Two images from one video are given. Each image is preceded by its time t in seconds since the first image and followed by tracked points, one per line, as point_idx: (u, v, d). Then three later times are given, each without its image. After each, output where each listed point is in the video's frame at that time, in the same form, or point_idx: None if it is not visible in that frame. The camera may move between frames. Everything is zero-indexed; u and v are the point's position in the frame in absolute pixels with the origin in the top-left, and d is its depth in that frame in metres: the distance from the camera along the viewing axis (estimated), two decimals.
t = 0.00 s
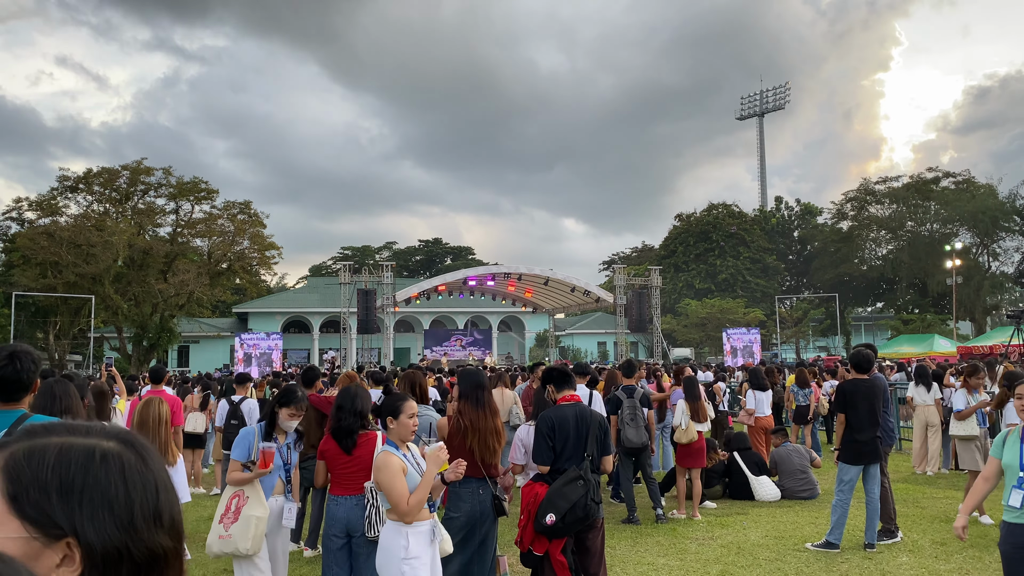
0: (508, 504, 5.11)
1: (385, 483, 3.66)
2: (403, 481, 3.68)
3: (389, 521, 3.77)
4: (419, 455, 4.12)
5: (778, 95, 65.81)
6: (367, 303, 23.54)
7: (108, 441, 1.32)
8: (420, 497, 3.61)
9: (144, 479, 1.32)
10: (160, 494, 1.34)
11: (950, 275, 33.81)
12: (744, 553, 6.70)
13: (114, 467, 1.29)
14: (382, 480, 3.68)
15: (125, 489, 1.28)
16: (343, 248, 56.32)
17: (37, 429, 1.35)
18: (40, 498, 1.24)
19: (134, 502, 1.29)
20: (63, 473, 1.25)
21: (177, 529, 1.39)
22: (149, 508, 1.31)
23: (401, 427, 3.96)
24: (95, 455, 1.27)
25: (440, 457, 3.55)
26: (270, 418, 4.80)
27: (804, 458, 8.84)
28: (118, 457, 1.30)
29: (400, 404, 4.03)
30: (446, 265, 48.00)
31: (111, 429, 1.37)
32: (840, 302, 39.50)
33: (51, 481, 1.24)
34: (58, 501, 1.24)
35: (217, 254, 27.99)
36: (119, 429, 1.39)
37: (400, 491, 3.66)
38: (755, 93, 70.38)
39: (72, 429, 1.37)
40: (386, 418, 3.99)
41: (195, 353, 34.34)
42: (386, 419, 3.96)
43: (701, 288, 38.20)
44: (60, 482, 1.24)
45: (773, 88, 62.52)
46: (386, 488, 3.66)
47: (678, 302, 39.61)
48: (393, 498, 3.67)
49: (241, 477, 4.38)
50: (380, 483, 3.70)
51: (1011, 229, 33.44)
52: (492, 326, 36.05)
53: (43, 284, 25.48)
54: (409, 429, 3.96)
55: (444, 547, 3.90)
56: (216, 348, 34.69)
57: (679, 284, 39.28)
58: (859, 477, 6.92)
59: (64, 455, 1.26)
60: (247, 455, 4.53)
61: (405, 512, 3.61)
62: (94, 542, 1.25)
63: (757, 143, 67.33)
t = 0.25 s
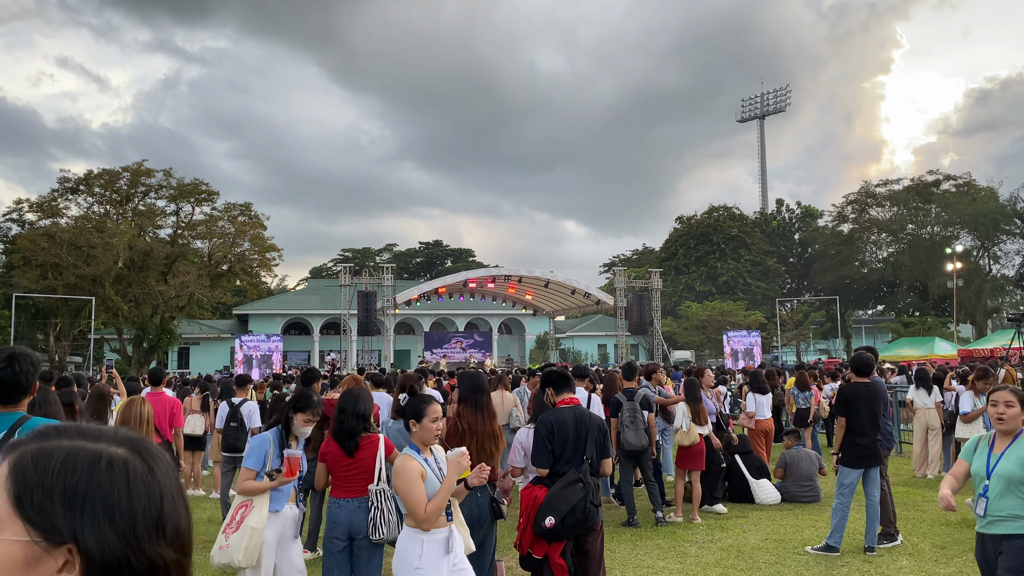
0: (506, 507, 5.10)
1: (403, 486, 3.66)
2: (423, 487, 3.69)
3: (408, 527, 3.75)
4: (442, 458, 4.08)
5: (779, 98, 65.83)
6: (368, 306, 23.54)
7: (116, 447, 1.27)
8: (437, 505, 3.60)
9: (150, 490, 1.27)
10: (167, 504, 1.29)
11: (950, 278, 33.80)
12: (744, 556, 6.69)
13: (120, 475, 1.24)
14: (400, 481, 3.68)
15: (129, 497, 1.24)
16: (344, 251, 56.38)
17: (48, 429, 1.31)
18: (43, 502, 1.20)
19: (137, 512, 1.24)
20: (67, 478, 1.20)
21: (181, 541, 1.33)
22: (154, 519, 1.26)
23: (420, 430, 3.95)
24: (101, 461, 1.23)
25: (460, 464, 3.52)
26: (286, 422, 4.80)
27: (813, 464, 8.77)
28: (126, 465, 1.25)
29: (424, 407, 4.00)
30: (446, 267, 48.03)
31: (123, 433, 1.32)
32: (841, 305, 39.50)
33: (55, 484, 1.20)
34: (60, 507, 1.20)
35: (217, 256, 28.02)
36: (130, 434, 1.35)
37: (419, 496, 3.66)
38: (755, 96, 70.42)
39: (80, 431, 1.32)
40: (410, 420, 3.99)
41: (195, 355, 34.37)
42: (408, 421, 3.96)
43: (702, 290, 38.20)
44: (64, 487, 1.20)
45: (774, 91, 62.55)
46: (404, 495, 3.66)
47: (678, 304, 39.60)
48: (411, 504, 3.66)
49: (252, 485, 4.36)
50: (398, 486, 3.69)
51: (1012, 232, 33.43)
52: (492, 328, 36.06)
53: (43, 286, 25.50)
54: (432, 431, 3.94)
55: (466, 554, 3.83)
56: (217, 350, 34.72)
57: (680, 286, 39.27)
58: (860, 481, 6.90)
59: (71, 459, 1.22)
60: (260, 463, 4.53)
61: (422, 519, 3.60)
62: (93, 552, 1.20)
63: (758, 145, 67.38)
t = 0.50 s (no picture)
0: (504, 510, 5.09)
1: (432, 496, 3.57)
2: (449, 495, 3.61)
3: (431, 537, 3.66)
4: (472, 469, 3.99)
5: (778, 102, 65.85)
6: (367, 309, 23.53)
7: (131, 452, 1.27)
8: (465, 515, 3.52)
9: (162, 497, 1.27)
10: (178, 511, 1.29)
11: (949, 282, 33.82)
12: (742, 559, 6.69)
13: (133, 482, 1.24)
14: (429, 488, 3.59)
15: (140, 505, 1.23)
16: (343, 254, 56.42)
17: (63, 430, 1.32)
18: (52, 508, 1.20)
19: (148, 519, 1.24)
20: (79, 484, 1.20)
21: (193, 551, 1.33)
22: (169, 526, 1.27)
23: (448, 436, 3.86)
24: (114, 467, 1.23)
25: (490, 472, 3.43)
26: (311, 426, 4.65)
27: (818, 471, 8.66)
28: (139, 470, 1.25)
29: (455, 413, 3.93)
30: (445, 271, 48.06)
31: (139, 437, 1.33)
32: (840, 309, 39.50)
33: (66, 490, 1.20)
34: (71, 514, 1.20)
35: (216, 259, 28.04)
36: (146, 439, 1.35)
37: (447, 505, 3.56)
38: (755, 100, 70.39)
39: (97, 434, 1.33)
40: (440, 426, 3.88)
41: (194, 358, 34.35)
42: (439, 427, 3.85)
43: (701, 294, 38.21)
44: (74, 494, 1.20)
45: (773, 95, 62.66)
46: (430, 502, 3.57)
47: (677, 308, 39.61)
48: (438, 512, 3.57)
49: (281, 492, 4.22)
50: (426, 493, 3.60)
51: (1011, 236, 33.50)
52: (491, 332, 36.05)
53: (43, 289, 25.49)
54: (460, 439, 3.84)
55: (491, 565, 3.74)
56: (216, 353, 34.70)
57: (678, 290, 39.29)
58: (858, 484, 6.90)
59: (83, 464, 1.22)
60: (283, 467, 4.37)
61: (449, 528, 3.53)
62: (102, 559, 1.20)
63: (757, 149, 67.40)
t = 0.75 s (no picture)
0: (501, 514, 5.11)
1: (469, 501, 3.49)
2: (489, 497, 3.51)
3: (470, 544, 3.58)
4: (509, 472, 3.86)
5: (776, 105, 65.95)
6: (365, 311, 23.51)
7: (160, 475, 1.18)
8: (504, 516, 3.41)
9: (188, 526, 1.18)
10: (198, 548, 1.19)
11: (947, 286, 33.87)
12: (740, 563, 6.69)
13: (161, 507, 1.15)
14: (465, 492, 3.52)
15: (164, 535, 1.14)
16: (341, 256, 56.40)
17: (90, 437, 1.23)
18: (71, 527, 1.11)
19: (171, 549, 1.14)
20: (102, 502, 1.11)
21: None
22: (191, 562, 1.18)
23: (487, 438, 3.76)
24: (144, 491, 1.13)
25: (530, 474, 3.41)
26: (342, 431, 4.38)
27: (815, 475, 8.71)
28: (167, 497, 1.16)
29: (490, 415, 3.84)
30: (442, 273, 48.06)
31: (172, 458, 1.24)
32: (838, 312, 39.54)
33: (89, 510, 1.10)
34: (91, 539, 1.10)
35: (214, 261, 28.02)
36: (176, 460, 1.26)
37: (484, 508, 3.46)
38: (753, 103, 70.45)
39: (124, 444, 1.23)
40: (476, 428, 3.79)
41: (191, 360, 34.30)
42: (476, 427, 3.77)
43: (698, 297, 38.24)
44: (98, 513, 1.10)
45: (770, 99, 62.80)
46: (469, 503, 3.49)
47: (675, 311, 39.63)
48: (477, 515, 3.47)
49: (319, 504, 4.09)
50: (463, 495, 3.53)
51: (1008, 240, 33.57)
52: (489, 334, 36.05)
53: (40, 290, 25.42)
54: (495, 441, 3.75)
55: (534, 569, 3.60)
56: (213, 354, 34.66)
57: (676, 293, 39.32)
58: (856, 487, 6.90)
59: (110, 480, 1.12)
60: (317, 477, 4.18)
61: (488, 531, 3.41)
62: None
63: (755, 152, 67.47)
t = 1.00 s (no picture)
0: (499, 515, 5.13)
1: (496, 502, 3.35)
2: (516, 501, 3.34)
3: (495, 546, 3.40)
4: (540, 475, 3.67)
5: (772, 109, 66.10)
6: (360, 313, 23.49)
7: (168, 472, 1.17)
8: (532, 523, 3.23)
9: (198, 525, 1.17)
10: (204, 547, 1.18)
11: (942, 290, 33.93)
12: (734, 565, 6.69)
13: (171, 506, 1.14)
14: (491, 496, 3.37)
15: (176, 530, 1.13)
16: (337, 259, 56.40)
17: (97, 435, 1.21)
18: (80, 525, 1.09)
19: (179, 548, 1.13)
20: (113, 500, 1.10)
21: None
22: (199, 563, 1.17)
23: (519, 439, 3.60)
24: (153, 487, 1.12)
25: (563, 480, 3.20)
26: (370, 428, 4.36)
27: (809, 476, 8.50)
28: (177, 493, 1.15)
29: (519, 413, 3.67)
30: (439, 275, 48.06)
31: (179, 459, 1.22)
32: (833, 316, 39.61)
33: (99, 505, 1.09)
34: (100, 537, 1.09)
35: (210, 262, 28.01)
36: (183, 457, 1.25)
37: (514, 513, 3.32)
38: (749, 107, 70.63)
39: (129, 442, 1.22)
40: (505, 428, 3.65)
41: (186, 362, 34.25)
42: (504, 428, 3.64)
43: (694, 300, 38.30)
44: (108, 512, 1.09)
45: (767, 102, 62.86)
46: (496, 507, 3.34)
47: (671, 314, 39.68)
48: (504, 520, 3.32)
49: (351, 504, 4.02)
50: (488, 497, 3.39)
51: (1003, 244, 33.64)
52: (485, 337, 36.05)
53: (35, 291, 25.35)
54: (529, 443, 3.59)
55: None
56: (208, 357, 34.61)
57: (672, 296, 39.38)
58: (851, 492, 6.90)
59: (119, 479, 1.11)
60: (348, 475, 4.14)
61: (515, 537, 3.25)
62: None
63: (751, 157, 67.60)
